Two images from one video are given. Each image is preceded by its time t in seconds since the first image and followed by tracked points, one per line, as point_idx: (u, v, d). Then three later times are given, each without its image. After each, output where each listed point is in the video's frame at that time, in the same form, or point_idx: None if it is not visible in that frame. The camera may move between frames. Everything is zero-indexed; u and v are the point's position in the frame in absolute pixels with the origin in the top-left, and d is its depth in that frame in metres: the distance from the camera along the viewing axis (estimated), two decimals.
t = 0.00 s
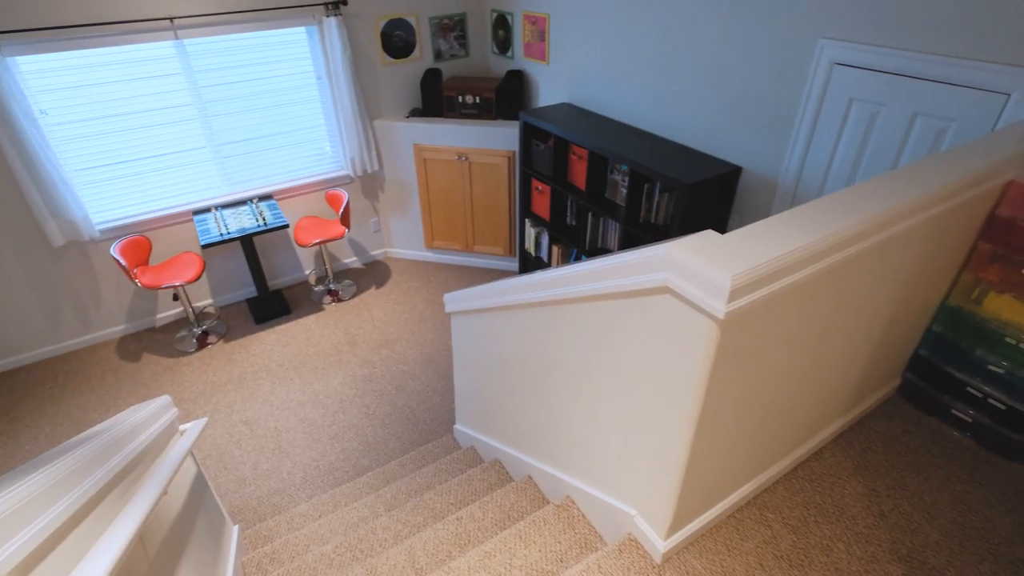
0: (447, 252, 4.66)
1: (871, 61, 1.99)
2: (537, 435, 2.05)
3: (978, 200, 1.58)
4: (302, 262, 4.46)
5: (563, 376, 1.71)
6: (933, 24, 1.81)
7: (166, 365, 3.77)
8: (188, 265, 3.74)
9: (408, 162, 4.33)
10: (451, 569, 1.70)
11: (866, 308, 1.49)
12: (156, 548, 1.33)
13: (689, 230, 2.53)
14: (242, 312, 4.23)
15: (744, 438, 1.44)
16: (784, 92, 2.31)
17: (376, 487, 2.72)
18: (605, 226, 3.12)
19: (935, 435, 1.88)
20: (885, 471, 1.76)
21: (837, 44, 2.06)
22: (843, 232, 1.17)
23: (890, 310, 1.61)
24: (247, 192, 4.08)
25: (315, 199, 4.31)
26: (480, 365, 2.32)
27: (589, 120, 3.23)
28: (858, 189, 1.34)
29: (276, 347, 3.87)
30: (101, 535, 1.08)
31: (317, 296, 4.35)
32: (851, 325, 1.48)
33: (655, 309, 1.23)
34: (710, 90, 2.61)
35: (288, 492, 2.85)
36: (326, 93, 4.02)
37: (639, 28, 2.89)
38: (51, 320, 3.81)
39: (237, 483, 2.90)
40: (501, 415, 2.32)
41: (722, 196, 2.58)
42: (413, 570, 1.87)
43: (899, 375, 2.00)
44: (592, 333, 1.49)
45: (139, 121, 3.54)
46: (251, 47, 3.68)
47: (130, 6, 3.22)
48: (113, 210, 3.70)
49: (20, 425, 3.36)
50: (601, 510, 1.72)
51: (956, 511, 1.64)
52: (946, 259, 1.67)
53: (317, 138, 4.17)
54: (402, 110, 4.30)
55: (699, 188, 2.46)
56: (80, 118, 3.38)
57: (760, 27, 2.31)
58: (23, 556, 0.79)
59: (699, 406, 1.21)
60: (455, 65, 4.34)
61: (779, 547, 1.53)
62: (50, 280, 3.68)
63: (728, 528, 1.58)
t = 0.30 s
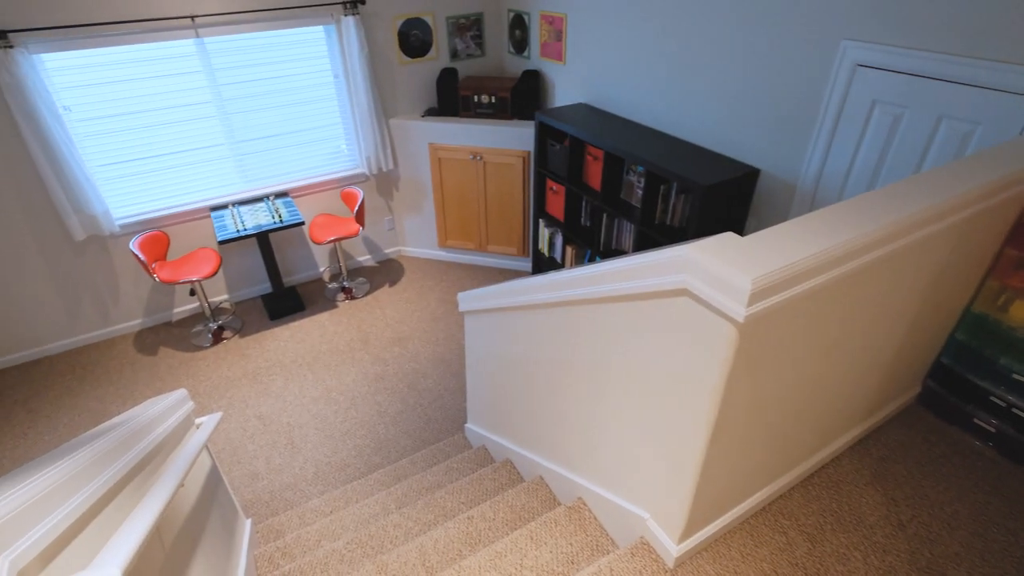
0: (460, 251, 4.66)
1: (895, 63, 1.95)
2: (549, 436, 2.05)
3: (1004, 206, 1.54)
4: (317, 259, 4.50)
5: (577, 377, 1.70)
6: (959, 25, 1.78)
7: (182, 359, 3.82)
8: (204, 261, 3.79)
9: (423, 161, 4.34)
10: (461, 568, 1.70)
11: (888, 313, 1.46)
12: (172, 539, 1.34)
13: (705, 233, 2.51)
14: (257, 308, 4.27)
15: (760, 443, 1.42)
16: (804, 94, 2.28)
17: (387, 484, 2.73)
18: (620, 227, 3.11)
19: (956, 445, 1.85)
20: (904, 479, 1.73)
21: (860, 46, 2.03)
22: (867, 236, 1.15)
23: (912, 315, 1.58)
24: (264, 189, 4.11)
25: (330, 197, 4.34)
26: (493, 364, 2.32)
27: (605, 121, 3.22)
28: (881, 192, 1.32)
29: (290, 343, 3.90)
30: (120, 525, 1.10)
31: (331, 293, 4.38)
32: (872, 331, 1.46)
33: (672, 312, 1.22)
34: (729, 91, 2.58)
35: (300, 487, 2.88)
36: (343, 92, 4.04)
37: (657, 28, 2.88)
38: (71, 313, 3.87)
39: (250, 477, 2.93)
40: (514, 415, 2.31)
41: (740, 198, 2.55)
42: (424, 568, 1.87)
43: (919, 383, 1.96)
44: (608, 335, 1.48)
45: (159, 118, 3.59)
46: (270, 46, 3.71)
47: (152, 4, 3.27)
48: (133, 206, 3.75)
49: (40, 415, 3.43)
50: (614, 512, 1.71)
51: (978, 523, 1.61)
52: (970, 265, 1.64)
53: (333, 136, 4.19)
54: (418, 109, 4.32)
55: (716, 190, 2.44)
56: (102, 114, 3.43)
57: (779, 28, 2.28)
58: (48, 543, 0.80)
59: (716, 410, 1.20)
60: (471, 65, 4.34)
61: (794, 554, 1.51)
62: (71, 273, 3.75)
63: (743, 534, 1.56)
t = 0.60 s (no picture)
0: (473, 251, 4.67)
1: (920, 65, 1.92)
2: (562, 437, 2.04)
3: None
4: (331, 257, 4.53)
5: (591, 379, 1.70)
6: (986, 26, 1.74)
7: (197, 354, 3.87)
8: (221, 257, 3.83)
9: (438, 161, 4.35)
10: (472, 568, 1.70)
11: (910, 319, 1.44)
12: (189, 531, 1.36)
13: (721, 235, 2.48)
14: (272, 305, 4.31)
15: (777, 449, 1.40)
16: (824, 96, 2.25)
17: (398, 482, 2.74)
18: (635, 229, 3.09)
19: (978, 455, 1.81)
20: (923, 489, 1.70)
21: (883, 47, 2.00)
22: (890, 240, 1.13)
23: (935, 322, 1.55)
24: (280, 186, 4.15)
25: (346, 195, 4.37)
26: (507, 364, 2.32)
27: (622, 121, 3.20)
28: (906, 196, 1.30)
29: (304, 339, 3.93)
30: (139, 515, 1.11)
31: (345, 291, 4.41)
32: (893, 337, 1.43)
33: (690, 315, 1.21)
34: (747, 92, 2.56)
35: (312, 483, 2.90)
36: (360, 90, 4.07)
37: (675, 29, 2.86)
38: (91, 306, 3.94)
39: (263, 472, 2.96)
40: (526, 415, 2.31)
41: (758, 201, 2.53)
42: (435, 566, 1.87)
43: (941, 391, 1.93)
44: (623, 337, 1.47)
45: (180, 115, 3.63)
46: (289, 45, 3.74)
47: (174, 3, 3.32)
48: (153, 202, 3.81)
49: (60, 406, 3.49)
50: (626, 515, 1.70)
51: (1000, 535, 1.58)
52: (995, 271, 1.60)
53: (350, 135, 4.22)
54: (434, 108, 4.33)
55: (733, 192, 2.41)
56: (124, 111, 3.48)
57: (799, 29, 2.26)
58: (74, 529, 0.81)
59: (733, 414, 1.19)
60: (488, 65, 4.34)
61: (810, 562, 1.49)
62: (91, 267, 3.81)
63: (757, 540, 1.54)
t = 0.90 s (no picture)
0: (486, 251, 4.68)
1: (944, 67, 1.89)
2: (574, 438, 2.03)
3: None
4: (345, 255, 4.56)
5: (605, 380, 1.69)
6: (1014, 28, 1.71)
7: (213, 349, 3.92)
8: (237, 254, 3.87)
9: (453, 160, 4.36)
10: (483, 567, 1.70)
11: (932, 325, 1.41)
12: (204, 524, 1.37)
13: (738, 238, 2.46)
14: (286, 301, 4.35)
15: (793, 455, 1.39)
16: (845, 97, 2.22)
17: (409, 480, 2.75)
18: (649, 230, 3.07)
19: (999, 465, 1.78)
20: (942, 498, 1.67)
21: (907, 49, 1.97)
22: (914, 245, 1.12)
23: (958, 328, 1.52)
24: (296, 184, 4.19)
25: (360, 193, 4.39)
26: (519, 364, 2.32)
27: (637, 122, 3.19)
28: (930, 200, 1.28)
29: (317, 336, 3.96)
30: (158, 507, 1.13)
31: (358, 288, 4.43)
32: (914, 343, 1.41)
33: (708, 317, 1.20)
34: (766, 93, 2.54)
35: (324, 479, 2.92)
36: (376, 90, 4.09)
37: (694, 30, 2.84)
38: (110, 301, 4.00)
39: (276, 467, 2.98)
40: (538, 415, 2.31)
41: (776, 204, 2.50)
42: (445, 565, 1.88)
43: (961, 399, 1.90)
44: (638, 338, 1.47)
45: (199, 113, 3.68)
46: (307, 44, 3.77)
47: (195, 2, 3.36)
48: (171, 198, 3.86)
49: (78, 398, 3.55)
50: (638, 518, 1.69)
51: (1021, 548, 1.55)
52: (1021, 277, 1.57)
53: (365, 134, 4.25)
54: (449, 108, 4.34)
55: (750, 195, 2.39)
56: (144, 108, 3.53)
57: (821, 30, 2.23)
58: (97, 516, 0.83)
59: (749, 418, 1.18)
60: (503, 65, 4.35)
61: (824, 570, 1.47)
62: (110, 262, 3.87)
63: (771, 547, 1.52)
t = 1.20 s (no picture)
0: (499, 251, 4.68)
1: (969, 69, 1.85)
2: (586, 440, 2.03)
3: None
4: (359, 253, 4.59)
5: (620, 382, 1.68)
6: None
7: (227, 344, 3.96)
8: (253, 250, 3.91)
9: (467, 160, 4.37)
10: (493, 567, 1.70)
11: (956, 332, 1.39)
12: (220, 517, 1.39)
13: (754, 242, 2.43)
14: (300, 298, 4.38)
15: (810, 461, 1.37)
16: (867, 100, 2.19)
17: (420, 478, 2.76)
18: (664, 232, 3.05)
19: (1021, 476, 1.74)
20: (962, 509, 1.64)
21: (931, 51, 1.93)
22: (939, 250, 1.10)
23: (981, 336, 1.49)
24: (312, 182, 4.23)
25: (375, 192, 4.42)
26: (532, 364, 2.32)
27: (654, 123, 3.17)
28: (955, 205, 1.26)
29: (330, 333, 3.99)
30: (176, 499, 1.14)
31: (371, 286, 4.46)
32: (937, 350, 1.39)
33: (726, 321, 1.19)
34: (785, 95, 2.51)
35: (335, 475, 2.94)
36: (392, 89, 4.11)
37: (713, 30, 2.81)
38: (128, 295, 4.06)
39: (288, 462, 3.00)
40: (550, 416, 2.30)
41: (795, 207, 2.47)
42: (455, 563, 1.88)
43: (983, 408, 1.86)
44: (654, 341, 1.46)
45: (217, 110, 3.72)
46: (324, 43, 3.80)
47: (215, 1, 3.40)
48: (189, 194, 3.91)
49: (96, 390, 3.61)
50: (650, 522, 1.68)
51: None
52: None
53: (380, 133, 4.27)
54: (464, 108, 4.35)
55: (768, 198, 2.36)
56: (164, 106, 3.58)
57: (842, 31, 2.20)
58: (118, 508, 0.84)
59: (767, 424, 1.17)
60: (519, 65, 4.34)
61: None
62: (129, 257, 3.93)
63: (786, 554, 1.50)
